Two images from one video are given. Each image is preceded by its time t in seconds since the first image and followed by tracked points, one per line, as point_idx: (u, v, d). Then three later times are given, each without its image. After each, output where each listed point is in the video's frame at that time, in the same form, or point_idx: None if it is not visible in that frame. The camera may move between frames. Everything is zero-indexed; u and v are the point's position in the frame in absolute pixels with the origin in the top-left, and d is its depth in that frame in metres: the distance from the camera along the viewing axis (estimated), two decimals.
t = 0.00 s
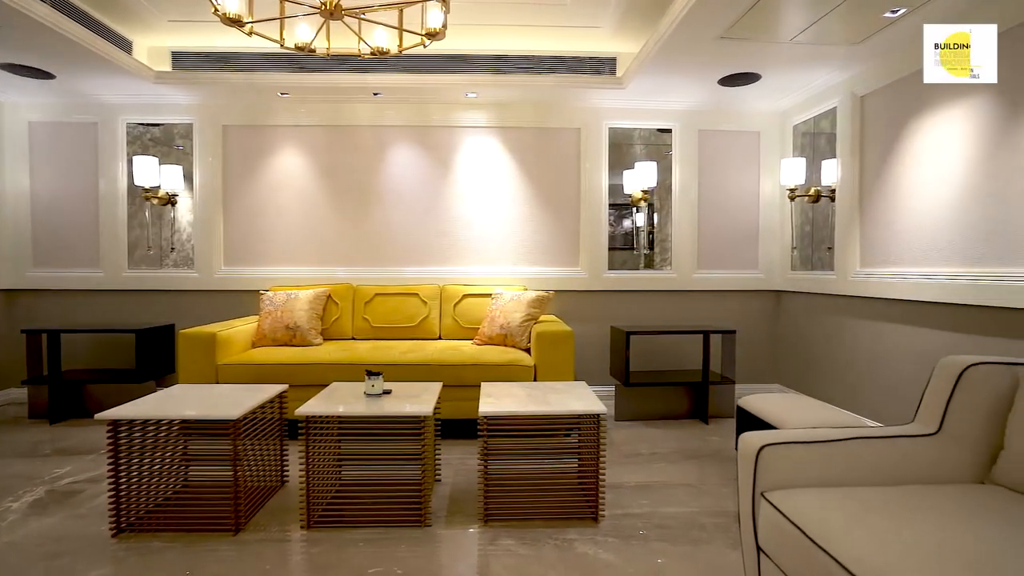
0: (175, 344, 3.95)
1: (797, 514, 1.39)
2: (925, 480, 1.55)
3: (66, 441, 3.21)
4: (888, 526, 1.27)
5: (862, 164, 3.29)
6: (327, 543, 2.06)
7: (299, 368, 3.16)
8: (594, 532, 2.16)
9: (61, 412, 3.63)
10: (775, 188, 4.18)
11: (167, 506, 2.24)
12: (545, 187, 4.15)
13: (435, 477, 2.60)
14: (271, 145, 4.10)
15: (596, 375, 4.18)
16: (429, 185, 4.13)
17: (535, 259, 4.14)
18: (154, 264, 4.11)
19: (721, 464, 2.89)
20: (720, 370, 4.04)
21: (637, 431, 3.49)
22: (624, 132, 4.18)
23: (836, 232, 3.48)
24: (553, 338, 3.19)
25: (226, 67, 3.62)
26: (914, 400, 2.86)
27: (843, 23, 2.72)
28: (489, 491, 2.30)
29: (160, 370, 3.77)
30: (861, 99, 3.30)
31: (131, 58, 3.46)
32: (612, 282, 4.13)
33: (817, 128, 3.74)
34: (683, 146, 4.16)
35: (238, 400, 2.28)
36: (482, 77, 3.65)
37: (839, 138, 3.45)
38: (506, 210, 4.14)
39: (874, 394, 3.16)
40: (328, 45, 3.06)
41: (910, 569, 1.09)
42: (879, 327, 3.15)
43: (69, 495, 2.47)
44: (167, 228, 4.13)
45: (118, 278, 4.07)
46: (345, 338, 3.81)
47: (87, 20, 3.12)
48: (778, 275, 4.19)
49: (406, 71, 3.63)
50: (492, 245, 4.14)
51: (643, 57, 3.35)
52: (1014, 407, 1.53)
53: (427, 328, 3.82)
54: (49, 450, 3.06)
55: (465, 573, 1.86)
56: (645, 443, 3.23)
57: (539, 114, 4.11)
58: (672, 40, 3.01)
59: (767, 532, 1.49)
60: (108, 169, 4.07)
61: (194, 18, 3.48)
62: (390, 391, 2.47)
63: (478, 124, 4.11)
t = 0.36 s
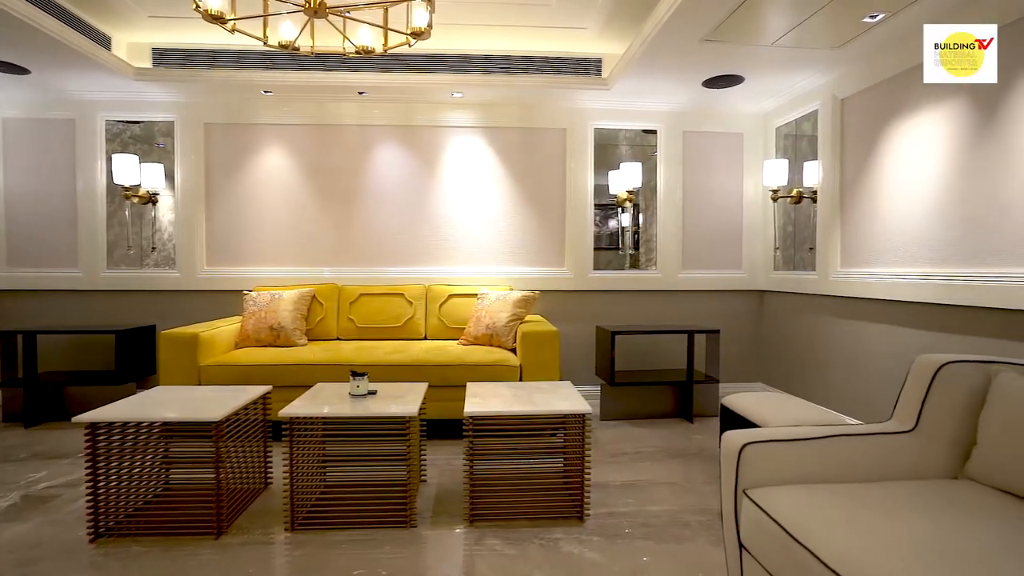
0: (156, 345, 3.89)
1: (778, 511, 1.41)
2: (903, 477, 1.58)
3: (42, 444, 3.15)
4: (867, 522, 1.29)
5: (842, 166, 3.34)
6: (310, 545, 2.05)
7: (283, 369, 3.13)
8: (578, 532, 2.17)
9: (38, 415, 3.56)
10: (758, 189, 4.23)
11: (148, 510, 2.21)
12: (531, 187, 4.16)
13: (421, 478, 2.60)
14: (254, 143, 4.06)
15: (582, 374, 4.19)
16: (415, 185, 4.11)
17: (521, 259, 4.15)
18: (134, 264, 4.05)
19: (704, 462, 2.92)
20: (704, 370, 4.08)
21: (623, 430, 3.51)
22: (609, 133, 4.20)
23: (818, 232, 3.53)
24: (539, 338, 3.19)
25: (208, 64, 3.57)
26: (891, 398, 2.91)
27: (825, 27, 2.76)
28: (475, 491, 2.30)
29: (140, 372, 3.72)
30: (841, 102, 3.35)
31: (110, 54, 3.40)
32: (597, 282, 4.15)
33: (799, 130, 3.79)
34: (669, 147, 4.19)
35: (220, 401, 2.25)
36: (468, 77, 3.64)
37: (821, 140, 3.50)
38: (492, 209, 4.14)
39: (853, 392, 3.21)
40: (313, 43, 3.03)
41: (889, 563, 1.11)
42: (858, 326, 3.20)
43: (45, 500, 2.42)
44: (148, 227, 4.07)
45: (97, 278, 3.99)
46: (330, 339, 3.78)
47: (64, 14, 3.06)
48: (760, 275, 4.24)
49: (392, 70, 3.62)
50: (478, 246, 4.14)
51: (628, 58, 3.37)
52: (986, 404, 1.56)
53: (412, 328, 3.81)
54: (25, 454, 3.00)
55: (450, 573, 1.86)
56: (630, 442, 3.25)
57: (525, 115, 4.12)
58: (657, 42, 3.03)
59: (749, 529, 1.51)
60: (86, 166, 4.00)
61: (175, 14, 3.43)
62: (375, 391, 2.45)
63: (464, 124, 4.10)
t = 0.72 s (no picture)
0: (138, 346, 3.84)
1: (762, 508, 1.42)
2: (883, 474, 1.61)
3: (21, 448, 3.09)
4: (849, 518, 1.31)
5: (825, 168, 3.39)
6: (297, 547, 2.03)
7: (269, 370, 3.10)
8: (566, 531, 2.17)
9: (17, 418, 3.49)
10: (743, 190, 4.28)
11: (129, 513, 2.17)
12: (518, 187, 4.16)
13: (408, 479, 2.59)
14: (240, 142, 4.02)
15: (570, 374, 4.20)
16: (402, 184, 4.10)
17: (509, 259, 4.15)
18: (116, 265, 3.99)
19: (691, 460, 2.95)
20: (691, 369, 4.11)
21: (610, 429, 3.52)
22: (597, 133, 4.21)
23: (802, 233, 3.57)
24: (527, 338, 3.20)
25: (192, 62, 3.53)
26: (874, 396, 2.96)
27: (809, 30, 2.79)
28: (462, 491, 2.29)
29: (122, 373, 3.67)
30: (824, 104, 3.40)
31: (91, 51, 3.35)
32: (585, 282, 4.16)
33: (783, 132, 3.84)
34: (656, 148, 4.21)
35: (204, 403, 2.23)
36: (456, 76, 3.63)
37: (805, 142, 3.55)
38: (479, 209, 4.13)
39: (837, 390, 3.25)
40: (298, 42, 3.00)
41: (867, 558, 1.13)
42: (841, 325, 3.24)
43: (24, 505, 2.38)
44: (131, 227, 4.01)
45: (78, 278, 3.93)
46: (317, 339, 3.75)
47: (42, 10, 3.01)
48: (746, 275, 4.28)
49: (379, 69, 3.60)
50: (465, 245, 4.13)
51: (615, 59, 3.39)
52: (963, 402, 1.60)
53: (400, 328, 3.79)
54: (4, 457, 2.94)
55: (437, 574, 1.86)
56: (617, 441, 3.27)
57: (513, 115, 4.12)
58: (644, 43, 3.05)
59: (733, 526, 1.52)
60: (67, 165, 3.93)
61: (158, 10, 3.39)
62: (362, 392, 2.44)
63: (451, 124, 4.09)
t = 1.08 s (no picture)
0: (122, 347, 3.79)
1: (748, 506, 1.44)
2: (866, 470, 1.63)
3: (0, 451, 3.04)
4: (832, 515, 1.32)
5: (810, 169, 3.43)
6: (284, 549, 2.02)
7: (255, 370, 3.08)
8: (554, 530, 2.18)
9: None
10: (731, 191, 4.31)
11: (113, 517, 2.14)
12: (507, 187, 4.16)
13: (396, 479, 2.58)
14: (225, 140, 3.98)
15: (558, 374, 4.21)
16: (391, 184, 4.08)
17: (498, 259, 4.15)
18: (99, 264, 3.93)
19: (678, 459, 2.97)
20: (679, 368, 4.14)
21: (599, 428, 3.54)
22: (585, 133, 4.23)
23: (788, 233, 3.61)
24: (515, 338, 3.20)
25: (177, 60, 3.49)
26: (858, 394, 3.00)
27: (794, 32, 2.82)
28: (451, 491, 2.29)
29: (105, 375, 3.62)
30: (809, 106, 3.43)
31: (74, 48, 3.31)
32: (573, 282, 4.17)
33: (769, 133, 3.88)
34: (644, 149, 4.23)
35: (188, 404, 2.20)
36: (445, 75, 3.63)
37: (790, 143, 3.59)
38: (468, 209, 4.13)
39: (822, 389, 3.29)
40: (285, 40, 2.98)
41: (850, 554, 1.14)
42: (826, 325, 3.28)
43: (4, 509, 2.34)
44: (115, 226, 3.96)
45: (59, 278, 3.87)
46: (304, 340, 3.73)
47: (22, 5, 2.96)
48: (733, 275, 4.31)
49: (367, 68, 3.58)
50: (454, 245, 4.13)
51: (603, 59, 3.40)
52: (944, 399, 1.62)
53: (388, 328, 3.78)
54: None
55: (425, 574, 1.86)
56: (605, 441, 3.28)
57: (502, 115, 4.12)
58: (632, 44, 3.06)
59: (720, 524, 1.54)
60: (48, 163, 3.86)
61: (142, 7, 3.35)
62: (349, 392, 2.43)
63: (440, 123, 4.08)
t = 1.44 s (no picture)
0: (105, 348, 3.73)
1: (734, 504, 1.45)
2: (850, 467, 1.65)
3: None
4: (817, 512, 1.34)
5: (797, 170, 3.46)
6: (271, 550, 2.01)
7: (242, 371, 3.05)
8: (543, 529, 2.18)
9: None
10: (718, 192, 4.35)
11: (96, 520, 2.12)
12: (496, 187, 4.16)
13: (385, 480, 2.57)
14: (212, 139, 3.94)
15: (547, 373, 4.22)
16: (379, 183, 4.07)
17: (487, 259, 4.15)
18: (83, 264, 3.88)
19: (666, 458, 2.99)
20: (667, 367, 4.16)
21: (587, 428, 3.55)
22: (574, 133, 4.23)
23: (775, 233, 3.65)
24: (504, 337, 3.20)
25: (162, 57, 3.45)
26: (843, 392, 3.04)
27: (780, 34, 2.85)
28: (439, 491, 2.29)
29: (87, 375, 3.56)
30: (795, 107, 3.47)
31: (56, 44, 3.26)
32: (562, 282, 4.18)
33: (756, 134, 3.91)
34: (633, 149, 4.25)
35: (173, 406, 2.18)
36: (434, 75, 3.62)
37: (777, 144, 3.62)
38: (457, 208, 4.12)
39: (809, 388, 3.32)
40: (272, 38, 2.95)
41: (834, 551, 1.16)
42: (813, 324, 3.32)
43: None
44: (98, 225, 3.90)
45: (40, 277, 3.81)
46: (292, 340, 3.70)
47: None
48: (721, 274, 4.35)
49: (355, 67, 3.57)
50: (443, 245, 4.12)
51: (592, 60, 3.41)
52: (925, 397, 1.65)
53: (377, 328, 3.76)
54: None
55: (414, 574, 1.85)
56: (594, 440, 3.29)
57: (491, 114, 4.12)
58: (620, 45, 3.07)
59: (706, 522, 1.55)
60: (28, 161, 3.80)
61: (126, 3, 3.31)
62: (337, 392, 2.42)
63: (429, 123, 4.08)
